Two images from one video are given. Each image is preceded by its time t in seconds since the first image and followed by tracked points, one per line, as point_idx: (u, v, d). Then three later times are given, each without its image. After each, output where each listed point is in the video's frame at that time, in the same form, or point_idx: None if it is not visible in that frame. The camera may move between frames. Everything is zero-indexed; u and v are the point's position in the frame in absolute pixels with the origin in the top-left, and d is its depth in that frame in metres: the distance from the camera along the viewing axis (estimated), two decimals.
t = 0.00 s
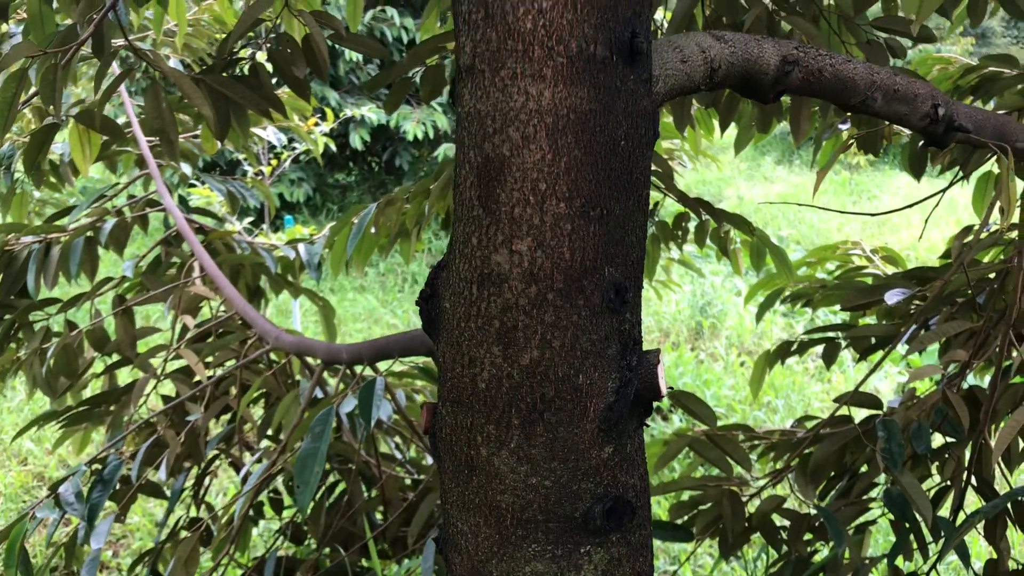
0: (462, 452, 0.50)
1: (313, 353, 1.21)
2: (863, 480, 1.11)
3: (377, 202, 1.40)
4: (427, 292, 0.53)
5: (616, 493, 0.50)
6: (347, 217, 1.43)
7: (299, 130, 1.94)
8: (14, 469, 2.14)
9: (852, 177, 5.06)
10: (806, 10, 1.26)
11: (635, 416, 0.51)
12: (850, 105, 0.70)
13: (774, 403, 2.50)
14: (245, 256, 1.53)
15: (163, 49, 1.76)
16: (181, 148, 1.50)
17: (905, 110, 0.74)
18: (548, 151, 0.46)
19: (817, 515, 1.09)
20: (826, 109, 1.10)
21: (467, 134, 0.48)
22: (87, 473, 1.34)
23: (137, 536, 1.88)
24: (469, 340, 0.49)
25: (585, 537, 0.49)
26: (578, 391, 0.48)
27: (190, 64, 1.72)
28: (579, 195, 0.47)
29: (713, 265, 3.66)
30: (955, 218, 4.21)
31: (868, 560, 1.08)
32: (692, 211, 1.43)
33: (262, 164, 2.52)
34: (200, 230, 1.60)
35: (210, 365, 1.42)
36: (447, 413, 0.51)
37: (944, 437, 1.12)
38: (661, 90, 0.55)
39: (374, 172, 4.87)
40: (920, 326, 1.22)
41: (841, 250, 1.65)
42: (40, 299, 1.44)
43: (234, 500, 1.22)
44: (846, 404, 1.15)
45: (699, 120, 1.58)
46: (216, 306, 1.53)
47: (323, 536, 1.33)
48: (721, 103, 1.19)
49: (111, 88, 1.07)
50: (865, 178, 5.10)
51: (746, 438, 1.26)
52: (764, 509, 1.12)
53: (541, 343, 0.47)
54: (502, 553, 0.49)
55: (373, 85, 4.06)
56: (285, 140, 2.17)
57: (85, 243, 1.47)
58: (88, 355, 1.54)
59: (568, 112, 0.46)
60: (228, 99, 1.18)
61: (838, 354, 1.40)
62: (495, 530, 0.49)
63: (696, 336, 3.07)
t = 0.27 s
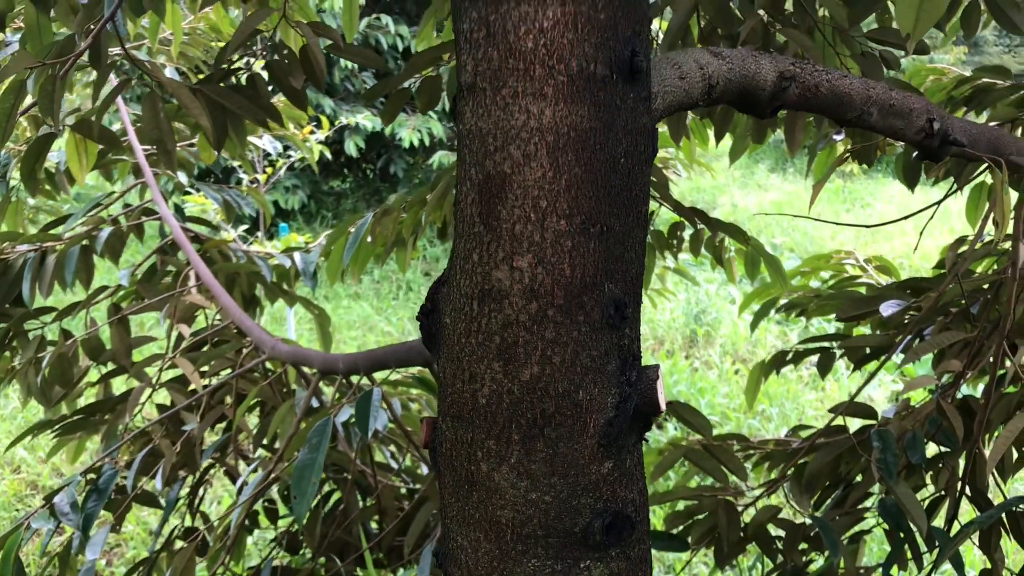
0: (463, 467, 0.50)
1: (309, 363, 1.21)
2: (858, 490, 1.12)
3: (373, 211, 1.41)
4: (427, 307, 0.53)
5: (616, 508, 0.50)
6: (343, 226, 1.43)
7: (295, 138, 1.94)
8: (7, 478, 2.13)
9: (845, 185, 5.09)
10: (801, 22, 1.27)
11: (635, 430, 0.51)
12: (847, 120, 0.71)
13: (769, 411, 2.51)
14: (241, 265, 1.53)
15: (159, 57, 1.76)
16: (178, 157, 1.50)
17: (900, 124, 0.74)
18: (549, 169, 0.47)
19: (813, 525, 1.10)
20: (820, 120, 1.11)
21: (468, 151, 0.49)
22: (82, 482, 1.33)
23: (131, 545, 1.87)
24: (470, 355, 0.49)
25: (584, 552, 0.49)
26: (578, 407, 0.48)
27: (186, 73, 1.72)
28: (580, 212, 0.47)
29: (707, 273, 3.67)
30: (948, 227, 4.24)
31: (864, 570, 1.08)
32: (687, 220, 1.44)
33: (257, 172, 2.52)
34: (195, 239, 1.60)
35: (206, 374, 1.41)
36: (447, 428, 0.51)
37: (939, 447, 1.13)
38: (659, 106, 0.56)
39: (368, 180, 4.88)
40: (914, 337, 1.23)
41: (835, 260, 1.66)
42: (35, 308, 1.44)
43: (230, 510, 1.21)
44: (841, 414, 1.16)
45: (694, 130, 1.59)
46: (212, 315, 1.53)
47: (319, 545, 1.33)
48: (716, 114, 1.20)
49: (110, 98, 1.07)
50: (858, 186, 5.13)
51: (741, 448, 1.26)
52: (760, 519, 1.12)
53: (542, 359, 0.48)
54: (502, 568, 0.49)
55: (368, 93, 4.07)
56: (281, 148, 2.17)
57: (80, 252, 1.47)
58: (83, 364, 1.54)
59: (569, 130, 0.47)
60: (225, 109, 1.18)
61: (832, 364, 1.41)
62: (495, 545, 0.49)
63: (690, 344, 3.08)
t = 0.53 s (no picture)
0: (463, 480, 0.51)
1: (307, 371, 1.21)
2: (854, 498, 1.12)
3: (371, 219, 1.41)
4: (427, 320, 0.54)
5: (615, 521, 0.50)
6: (341, 234, 1.43)
7: (292, 145, 1.94)
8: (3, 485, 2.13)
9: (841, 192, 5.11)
10: (798, 32, 1.28)
11: (634, 443, 0.51)
12: (844, 132, 0.71)
13: (765, 418, 2.51)
14: (238, 272, 1.53)
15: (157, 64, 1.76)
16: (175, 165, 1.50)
17: (897, 136, 0.74)
18: (549, 184, 0.47)
19: (810, 533, 1.10)
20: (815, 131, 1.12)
21: (469, 166, 0.49)
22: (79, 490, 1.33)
23: (127, 553, 1.87)
24: (470, 369, 0.49)
25: (584, 565, 0.49)
26: (577, 420, 0.48)
27: (184, 80, 1.73)
28: (579, 227, 0.48)
29: (703, 279, 3.68)
30: (943, 233, 4.25)
31: None
32: (684, 228, 1.45)
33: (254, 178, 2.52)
34: (192, 246, 1.60)
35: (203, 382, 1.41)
36: (447, 441, 0.51)
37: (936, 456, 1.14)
38: (658, 121, 0.56)
39: (365, 186, 4.88)
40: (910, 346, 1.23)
41: (830, 268, 1.67)
42: (33, 315, 1.44)
43: (228, 518, 1.21)
44: (837, 423, 1.16)
45: (690, 138, 1.59)
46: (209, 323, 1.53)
47: (316, 553, 1.33)
48: (712, 124, 1.20)
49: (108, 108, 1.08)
50: (854, 192, 5.15)
51: (738, 456, 1.26)
52: (756, 527, 1.13)
53: (542, 373, 0.48)
54: None
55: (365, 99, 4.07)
56: (278, 154, 2.17)
57: (77, 259, 1.47)
58: (80, 371, 1.54)
59: (569, 146, 0.47)
60: (223, 118, 1.19)
61: (828, 371, 1.41)
62: (495, 558, 0.50)
63: (686, 350, 3.09)
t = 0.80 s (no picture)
0: (461, 503, 0.51)
1: (303, 385, 1.21)
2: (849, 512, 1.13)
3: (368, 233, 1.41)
4: (426, 343, 0.54)
5: (612, 543, 0.51)
6: (337, 247, 1.44)
7: (289, 157, 1.95)
8: None
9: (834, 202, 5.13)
10: (792, 48, 1.29)
11: (632, 466, 0.52)
12: (838, 154, 0.72)
13: (760, 429, 2.53)
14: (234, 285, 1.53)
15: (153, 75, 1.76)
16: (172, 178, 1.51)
17: (891, 157, 0.75)
18: (548, 210, 0.47)
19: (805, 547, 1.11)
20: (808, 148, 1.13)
21: (469, 192, 0.50)
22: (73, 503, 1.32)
23: (121, 566, 1.86)
24: (469, 393, 0.50)
25: None
26: (575, 444, 0.49)
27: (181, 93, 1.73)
28: (578, 252, 0.48)
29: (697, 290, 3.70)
30: (936, 244, 4.28)
31: None
32: (679, 242, 1.46)
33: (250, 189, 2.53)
34: (188, 258, 1.60)
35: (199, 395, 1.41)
36: (446, 463, 0.52)
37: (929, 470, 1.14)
38: (655, 145, 0.57)
39: (360, 195, 4.89)
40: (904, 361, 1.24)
41: (824, 281, 1.68)
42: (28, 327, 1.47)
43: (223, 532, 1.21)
44: (832, 438, 1.17)
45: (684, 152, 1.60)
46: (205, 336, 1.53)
47: (311, 567, 1.33)
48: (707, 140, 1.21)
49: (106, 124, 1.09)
50: (848, 203, 5.18)
51: (734, 470, 1.27)
52: (752, 541, 1.13)
53: (540, 397, 0.48)
54: None
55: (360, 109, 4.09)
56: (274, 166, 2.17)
57: (73, 272, 1.47)
58: (75, 384, 1.53)
59: (567, 173, 0.47)
60: (221, 133, 1.19)
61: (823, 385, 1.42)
62: None
63: (681, 361, 3.11)
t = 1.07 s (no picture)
0: (459, 526, 0.51)
1: (300, 400, 1.21)
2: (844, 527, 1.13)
3: (365, 248, 1.42)
4: (425, 367, 0.55)
5: (609, 567, 0.51)
6: (335, 262, 1.44)
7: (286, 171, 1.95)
8: None
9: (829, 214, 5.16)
10: (786, 66, 1.30)
11: (628, 490, 0.52)
12: (832, 177, 0.73)
13: (755, 442, 2.56)
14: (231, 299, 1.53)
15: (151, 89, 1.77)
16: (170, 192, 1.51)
17: (884, 180, 0.76)
18: (546, 237, 0.48)
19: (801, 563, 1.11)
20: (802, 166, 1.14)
21: (468, 220, 0.50)
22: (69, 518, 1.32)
23: None
24: (468, 417, 0.50)
25: None
26: (573, 469, 0.49)
27: (179, 107, 1.74)
28: (576, 279, 0.49)
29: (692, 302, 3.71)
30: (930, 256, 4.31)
31: None
32: (675, 257, 1.46)
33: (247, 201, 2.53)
34: (185, 272, 1.60)
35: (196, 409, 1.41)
36: (445, 487, 0.52)
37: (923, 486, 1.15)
38: (651, 171, 0.57)
39: (356, 207, 4.90)
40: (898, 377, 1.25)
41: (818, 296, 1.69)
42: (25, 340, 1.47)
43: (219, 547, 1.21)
44: (827, 454, 1.17)
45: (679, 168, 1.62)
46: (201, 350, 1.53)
47: None
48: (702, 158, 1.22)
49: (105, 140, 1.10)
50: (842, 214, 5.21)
51: (729, 486, 1.27)
52: (747, 557, 1.13)
53: (538, 422, 0.49)
54: None
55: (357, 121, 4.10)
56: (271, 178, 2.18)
57: (71, 285, 1.47)
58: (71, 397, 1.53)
59: (566, 201, 0.48)
60: (220, 149, 1.20)
61: (817, 400, 1.43)
62: None
63: (677, 374, 3.13)
